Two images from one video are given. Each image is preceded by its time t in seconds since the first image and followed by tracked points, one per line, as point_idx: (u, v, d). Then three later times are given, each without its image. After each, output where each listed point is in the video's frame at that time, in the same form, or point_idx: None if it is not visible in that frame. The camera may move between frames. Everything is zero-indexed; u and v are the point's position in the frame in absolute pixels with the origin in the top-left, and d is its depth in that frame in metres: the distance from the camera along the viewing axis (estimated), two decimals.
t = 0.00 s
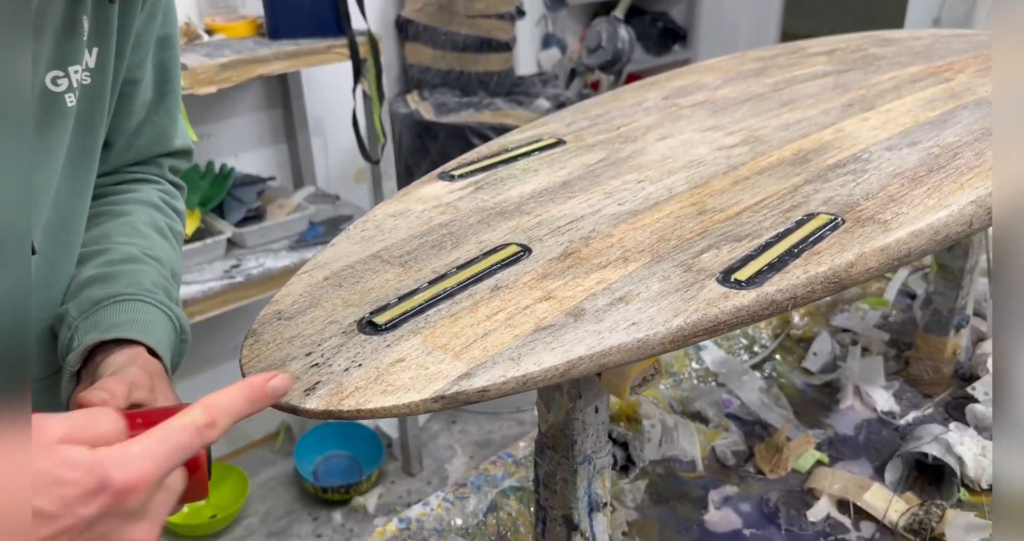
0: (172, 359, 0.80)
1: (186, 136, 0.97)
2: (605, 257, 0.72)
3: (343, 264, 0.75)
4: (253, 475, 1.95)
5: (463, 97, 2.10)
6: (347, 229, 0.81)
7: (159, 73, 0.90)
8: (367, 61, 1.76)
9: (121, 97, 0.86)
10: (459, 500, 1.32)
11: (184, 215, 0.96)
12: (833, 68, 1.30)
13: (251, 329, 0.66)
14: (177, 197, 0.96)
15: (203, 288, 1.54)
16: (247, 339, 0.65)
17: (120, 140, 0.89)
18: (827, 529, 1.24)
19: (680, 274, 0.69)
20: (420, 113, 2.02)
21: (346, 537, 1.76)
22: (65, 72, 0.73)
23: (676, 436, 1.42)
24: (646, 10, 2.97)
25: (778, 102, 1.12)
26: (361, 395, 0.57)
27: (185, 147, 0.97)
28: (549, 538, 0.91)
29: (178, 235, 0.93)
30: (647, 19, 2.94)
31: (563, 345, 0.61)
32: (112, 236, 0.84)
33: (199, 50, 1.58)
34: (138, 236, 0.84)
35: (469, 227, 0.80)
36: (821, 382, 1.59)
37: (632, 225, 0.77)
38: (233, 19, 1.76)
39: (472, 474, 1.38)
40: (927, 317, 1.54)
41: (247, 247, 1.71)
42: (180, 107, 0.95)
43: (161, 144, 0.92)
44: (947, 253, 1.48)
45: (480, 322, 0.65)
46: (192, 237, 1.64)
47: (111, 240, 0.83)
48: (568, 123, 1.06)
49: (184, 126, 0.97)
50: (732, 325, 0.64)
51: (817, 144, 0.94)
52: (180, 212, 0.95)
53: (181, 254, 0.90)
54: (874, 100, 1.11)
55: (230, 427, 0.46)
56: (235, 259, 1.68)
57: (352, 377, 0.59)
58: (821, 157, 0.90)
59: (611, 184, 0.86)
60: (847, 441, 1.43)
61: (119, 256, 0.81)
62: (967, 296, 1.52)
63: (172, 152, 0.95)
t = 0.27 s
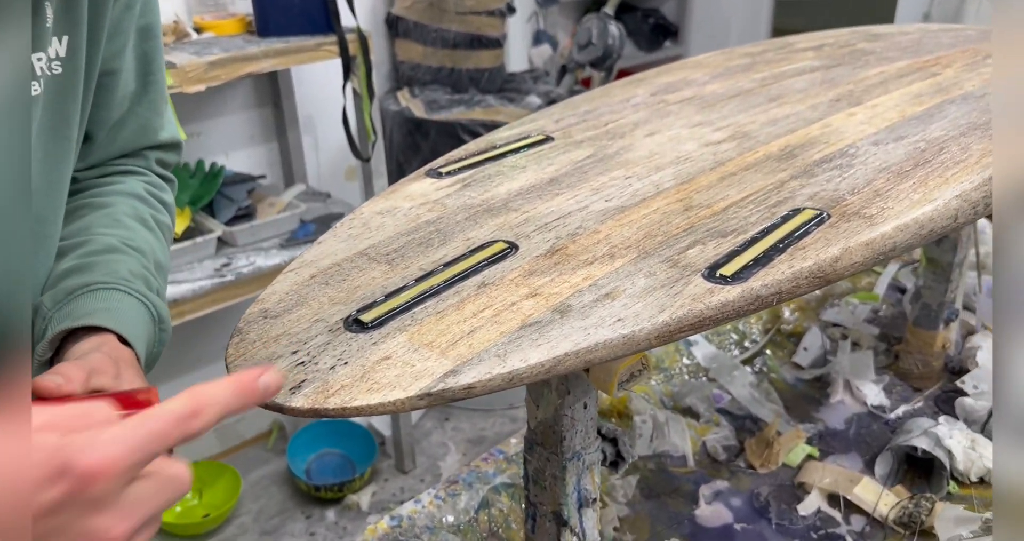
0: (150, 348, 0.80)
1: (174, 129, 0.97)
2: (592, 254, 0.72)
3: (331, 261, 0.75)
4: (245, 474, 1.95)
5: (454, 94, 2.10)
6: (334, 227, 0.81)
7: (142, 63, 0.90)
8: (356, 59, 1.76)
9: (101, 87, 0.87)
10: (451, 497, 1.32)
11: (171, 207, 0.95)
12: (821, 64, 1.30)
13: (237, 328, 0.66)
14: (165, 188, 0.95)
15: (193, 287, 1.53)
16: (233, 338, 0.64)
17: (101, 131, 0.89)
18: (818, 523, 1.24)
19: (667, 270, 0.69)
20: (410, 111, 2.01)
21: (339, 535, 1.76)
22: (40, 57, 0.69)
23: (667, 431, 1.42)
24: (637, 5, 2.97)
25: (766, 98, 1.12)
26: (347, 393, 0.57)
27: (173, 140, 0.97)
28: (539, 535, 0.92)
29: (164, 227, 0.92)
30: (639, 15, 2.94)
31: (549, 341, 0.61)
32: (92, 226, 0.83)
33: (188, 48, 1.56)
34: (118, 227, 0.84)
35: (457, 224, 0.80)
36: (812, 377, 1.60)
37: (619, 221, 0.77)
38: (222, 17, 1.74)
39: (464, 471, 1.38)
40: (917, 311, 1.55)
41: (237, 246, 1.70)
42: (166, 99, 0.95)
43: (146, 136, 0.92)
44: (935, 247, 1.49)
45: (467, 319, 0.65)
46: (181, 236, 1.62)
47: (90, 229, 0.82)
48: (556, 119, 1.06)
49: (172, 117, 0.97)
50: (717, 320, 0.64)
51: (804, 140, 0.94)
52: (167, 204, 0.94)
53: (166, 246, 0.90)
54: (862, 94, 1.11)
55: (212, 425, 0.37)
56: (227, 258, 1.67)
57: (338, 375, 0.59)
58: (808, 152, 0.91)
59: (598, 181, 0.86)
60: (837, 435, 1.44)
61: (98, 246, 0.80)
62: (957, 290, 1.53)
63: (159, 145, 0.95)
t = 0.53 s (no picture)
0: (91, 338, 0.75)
1: (154, 118, 0.95)
2: (584, 249, 0.72)
3: (325, 258, 0.75)
4: (242, 472, 1.95)
5: (449, 91, 2.10)
6: (328, 223, 0.81)
7: (114, 46, 0.89)
8: (351, 56, 1.75)
9: (68, 68, 0.85)
10: (446, 493, 1.33)
11: (151, 200, 0.92)
12: (814, 59, 1.31)
13: (231, 324, 0.66)
14: (144, 179, 0.92)
15: (189, 284, 1.52)
16: (227, 334, 0.65)
17: (69, 115, 0.86)
18: (812, 516, 1.25)
19: (659, 265, 0.69)
20: (405, 107, 2.01)
21: (336, 532, 1.76)
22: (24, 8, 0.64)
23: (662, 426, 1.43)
24: (632, 2, 2.97)
25: (759, 93, 1.12)
26: (339, 388, 0.58)
27: (151, 128, 0.94)
28: (534, 529, 0.92)
29: (137, 218, 0.88)
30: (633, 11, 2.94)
31: (541, 336, 0.62)
32: (53, 208, 0.79)
33: (184, 46, 1.56)
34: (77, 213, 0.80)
35: (450, 221, 0.80)
36: (806, 371, 1.60)
37: (611, 217, 0.77)
38: (216, 14, 1.73)
39: (460, 467, 1.38)
40: (911, 305, 1.55)
41: (232, 243, 1.69)
42: (142, 85, 0.93)
43: (118, 122, 0.90)
44: (928, 241, 1.50)
45: (460, 315, 0.65)
46: (175, 234, 1.62)
47: (50, 208, 0.78)
48: (549, 116, 1.07)
49: (152, 106, 0.95)
50: (709, 314, 0.65)
51: (796, 135, 0.95)
52: (145, 195, 0.91)
53: (136, 237, 0.86)
54: (854, 89, 1.11)
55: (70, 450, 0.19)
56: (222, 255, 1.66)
57: (332, 371, 0.59)
58: (799, 147, 0.91)
59: (591, 176, 0.87)
60: (832, 429, 1.44)
61: (55, 225, 0.76)
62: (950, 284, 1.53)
63: (132, 132, 0.92)
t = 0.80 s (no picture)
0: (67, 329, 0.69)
1: (106, 98, 0.89)
2: (581, 245, 0.73)
3: (323, 254, 0.76)
4: (241, 469, 1.95)
5: (446, 88, 2.09)
6: (325, 220, 0.82)
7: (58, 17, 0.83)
8: (348, 54, 1.74)
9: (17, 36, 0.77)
10: (445, 489, 1.33)
11: (111, 185, 0.86)
12: (810, 55, 1.31)
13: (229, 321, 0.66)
14: (101, 162, 0.86)
15: (187, 282, 1.52)
16: (225, 331, 0.65)
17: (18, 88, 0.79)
18: (810, 511, 1.25)
19: (655, 261, 0.70)
20: (402, 105, 2.01)
21: (335, 529, 1.76)
22: None
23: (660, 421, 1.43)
24: None
25: (755, 89, 1.12)
26: (338, 384, 0.58)
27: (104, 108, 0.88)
28: (532, 524, 0.93)
29: (101, 203, 0.83)
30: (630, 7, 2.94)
31: (538, 331, 0.62)
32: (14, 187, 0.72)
33: (180, 44, 1.55)
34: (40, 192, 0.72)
35: (447, 217, 0.80)
36: (803, 366, 1.61)
37: (608, 212, 0.78)
38: (213, 12, 1.73)
39: (458, 463, 1.38)
40: (908, 300, 1.55)
41: (231, 241, 1.70)
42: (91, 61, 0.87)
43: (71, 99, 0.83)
44: (925, 235, 1.50)
45: (457, 311, 0.65)
46: (173, 232, 1.61)
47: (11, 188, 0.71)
48: (546, 112, 1.07)
49: (103, 85, 0.89)
50: (705, 309, 0.65)
51: (792, 131, 0.95)
52: (107, 181, 0.85)
53: (102, 222, 0.81)
54: (850, 85, 1.11)
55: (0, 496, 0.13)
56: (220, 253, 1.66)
57: (330, 367, 0.60)
58: (795, 143, 0.91)
59: (588, 172, 0.87)
60: (829, 423, 1.45)
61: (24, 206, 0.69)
62: (947, 279, 1.54)
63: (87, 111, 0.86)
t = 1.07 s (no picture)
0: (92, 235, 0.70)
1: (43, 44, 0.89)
2: (582, 241, 0.73)
3: (325, 252, 0.76)
4: (242, 467, 1.96)
5: (446, 86, 2.09)
6: (327, 217, 0.82)
7: None
8: (347, 51, 1.74)
9: None
10: (447, 485, 1.33)
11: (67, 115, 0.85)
12: (809, 51, 1.31)
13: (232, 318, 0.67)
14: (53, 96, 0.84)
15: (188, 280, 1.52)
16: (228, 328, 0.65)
17: None
18: (811, 506, 1.26)
19: (657, 257, 0.70)
20: (402, 102, 2.01)
21: (336, 527, 1.76)
22: None
23: (661, 418, 1.43)
24: None
25: (755, 85, 1.13)
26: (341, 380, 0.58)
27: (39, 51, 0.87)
28: (534, 520, 0.93)
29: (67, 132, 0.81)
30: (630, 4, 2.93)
31: (540, 327, 0.62)
32: None
33: (180, 42, 1.55)
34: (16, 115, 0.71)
35: (449, 215, 0.81)
36: (803, 362, 1.61)
37: (609, 209, 0.78)
38: (212, 11, 1.73)
39: (460, 460, 1.38)
40: (907, 296, 1.55)
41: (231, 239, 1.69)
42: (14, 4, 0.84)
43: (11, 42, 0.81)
44: (925, 231, 1.50)
45: (460, 307, 0.66)
46: (174, 230, 1.61)
47: None
48: (547, 109, 1.07)
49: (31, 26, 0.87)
50: (707, 304, 0.65)
51: (792, 127, 0.95)
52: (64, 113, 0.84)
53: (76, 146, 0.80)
54: (849, 81, 1.12)
55: None
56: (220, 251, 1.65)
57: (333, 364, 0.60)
58: (795, 139, 0.91)
59: (589, 169, 0.87)
60: (829, 419, 1.45)
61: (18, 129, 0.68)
62: (947, 275, 1.54)
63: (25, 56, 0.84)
